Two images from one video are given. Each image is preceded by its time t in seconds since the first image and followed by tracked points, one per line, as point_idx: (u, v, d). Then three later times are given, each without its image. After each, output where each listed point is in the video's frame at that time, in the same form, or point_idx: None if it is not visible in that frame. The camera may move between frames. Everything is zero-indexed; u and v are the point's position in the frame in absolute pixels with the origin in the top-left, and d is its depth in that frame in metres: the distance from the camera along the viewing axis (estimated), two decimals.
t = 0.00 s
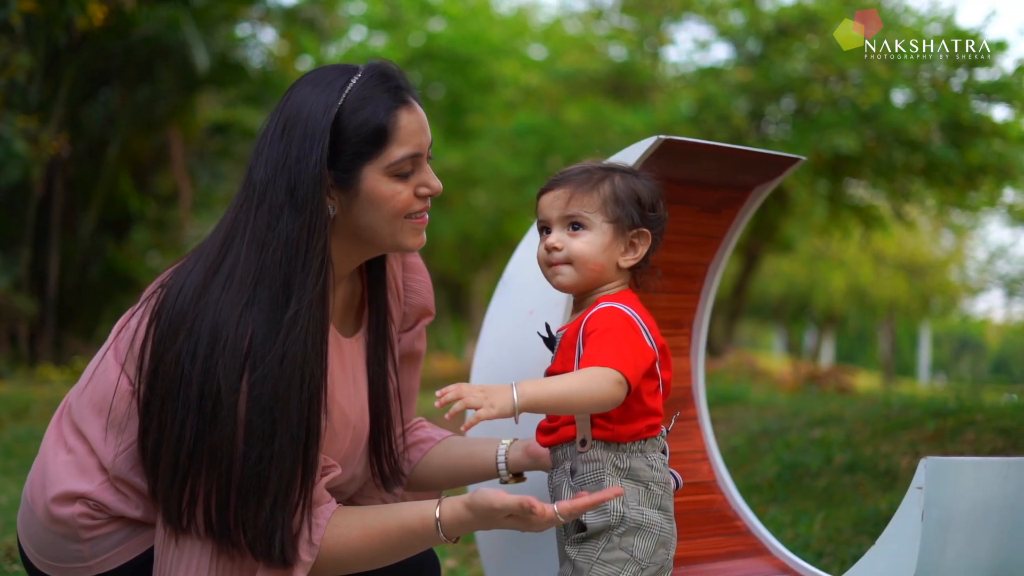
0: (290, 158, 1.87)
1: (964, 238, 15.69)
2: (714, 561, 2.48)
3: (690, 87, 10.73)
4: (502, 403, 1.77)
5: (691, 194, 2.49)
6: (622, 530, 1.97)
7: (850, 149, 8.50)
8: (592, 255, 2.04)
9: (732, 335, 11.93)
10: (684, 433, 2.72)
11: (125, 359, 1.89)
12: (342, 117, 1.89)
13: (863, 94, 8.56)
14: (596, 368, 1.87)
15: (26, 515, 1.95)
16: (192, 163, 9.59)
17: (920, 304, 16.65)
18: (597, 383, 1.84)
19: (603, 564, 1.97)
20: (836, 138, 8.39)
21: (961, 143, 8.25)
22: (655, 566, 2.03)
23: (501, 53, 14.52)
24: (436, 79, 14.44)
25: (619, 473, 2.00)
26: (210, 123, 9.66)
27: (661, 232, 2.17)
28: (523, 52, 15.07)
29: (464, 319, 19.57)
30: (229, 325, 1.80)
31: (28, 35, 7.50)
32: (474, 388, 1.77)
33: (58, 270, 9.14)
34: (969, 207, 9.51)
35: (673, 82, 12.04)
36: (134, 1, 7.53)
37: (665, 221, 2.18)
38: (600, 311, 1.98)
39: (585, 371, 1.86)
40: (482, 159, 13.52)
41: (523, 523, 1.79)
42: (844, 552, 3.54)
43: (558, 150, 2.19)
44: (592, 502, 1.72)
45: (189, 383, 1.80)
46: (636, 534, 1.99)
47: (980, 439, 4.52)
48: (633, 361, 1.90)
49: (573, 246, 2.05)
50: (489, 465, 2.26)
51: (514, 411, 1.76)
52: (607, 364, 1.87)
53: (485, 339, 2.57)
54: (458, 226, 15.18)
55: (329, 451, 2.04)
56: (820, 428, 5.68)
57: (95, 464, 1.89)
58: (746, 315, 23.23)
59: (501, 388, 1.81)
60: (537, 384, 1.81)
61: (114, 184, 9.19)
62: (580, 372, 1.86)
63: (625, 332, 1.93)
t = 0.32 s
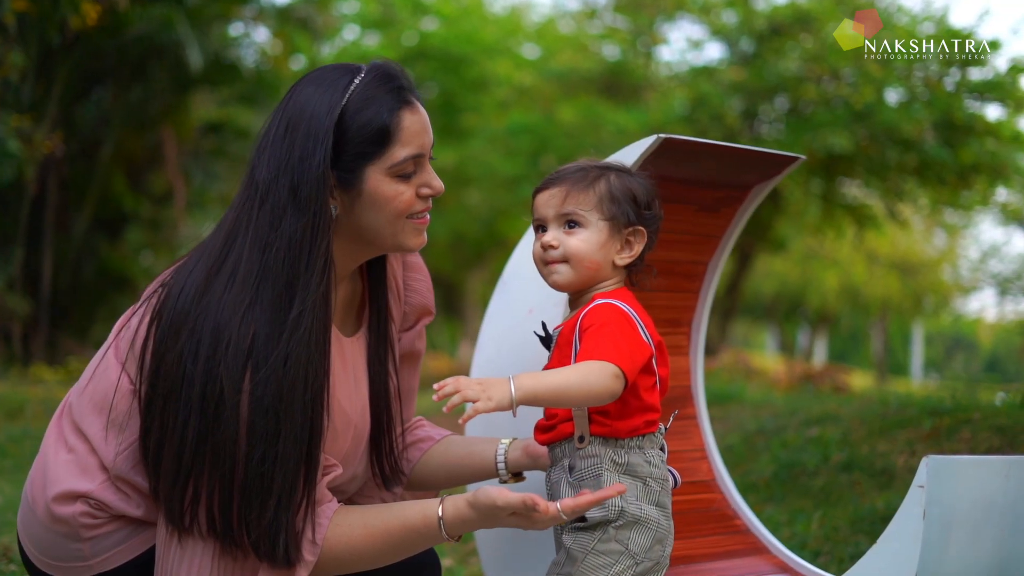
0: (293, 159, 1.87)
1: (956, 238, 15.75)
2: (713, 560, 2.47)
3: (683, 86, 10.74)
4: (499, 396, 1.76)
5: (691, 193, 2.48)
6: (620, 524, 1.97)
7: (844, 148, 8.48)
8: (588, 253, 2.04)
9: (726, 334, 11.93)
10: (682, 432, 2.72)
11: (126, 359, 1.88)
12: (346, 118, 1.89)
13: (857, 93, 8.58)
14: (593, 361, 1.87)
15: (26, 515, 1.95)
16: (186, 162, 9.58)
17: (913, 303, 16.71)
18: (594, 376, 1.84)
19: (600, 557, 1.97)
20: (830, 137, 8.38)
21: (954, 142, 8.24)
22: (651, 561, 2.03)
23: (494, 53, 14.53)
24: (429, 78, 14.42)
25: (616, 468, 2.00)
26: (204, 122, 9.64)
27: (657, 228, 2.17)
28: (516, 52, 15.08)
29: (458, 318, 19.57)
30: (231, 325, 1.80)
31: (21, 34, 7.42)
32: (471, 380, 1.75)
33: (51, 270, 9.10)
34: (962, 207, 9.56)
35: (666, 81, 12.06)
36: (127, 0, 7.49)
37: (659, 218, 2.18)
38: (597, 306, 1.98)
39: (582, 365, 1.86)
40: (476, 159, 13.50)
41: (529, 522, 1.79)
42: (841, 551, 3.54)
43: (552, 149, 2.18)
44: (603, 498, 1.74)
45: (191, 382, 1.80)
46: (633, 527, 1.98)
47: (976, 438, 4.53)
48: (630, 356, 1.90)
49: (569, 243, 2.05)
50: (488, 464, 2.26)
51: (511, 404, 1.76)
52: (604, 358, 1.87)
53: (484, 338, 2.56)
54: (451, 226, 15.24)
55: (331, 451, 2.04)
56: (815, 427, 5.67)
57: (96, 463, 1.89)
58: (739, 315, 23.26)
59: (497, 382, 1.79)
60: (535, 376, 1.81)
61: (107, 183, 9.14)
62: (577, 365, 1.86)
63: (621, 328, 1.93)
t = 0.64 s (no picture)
0: (297, 158, 1.86)
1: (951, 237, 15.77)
2: (711, 560, 2.47)
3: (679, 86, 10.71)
4: (498, 389, 1.76)
5: (692, 193, 2.48)
6: (620, 519, 1.97)
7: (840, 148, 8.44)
8: (585, 251, 2.04)
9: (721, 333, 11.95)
10: (682, 432, 2.71)
11: (127, 358, 1.89)
12: (350, 118, 1.89)
13: (852, 92, 8.60)
14: (592, 354, 1.87)
15: (26, 515, 1.94)
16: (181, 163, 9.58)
17: (905, 302, 16.79)
18: (588, 370, 1.84)
19: (600, 550, 1.96)
20: (826, 137, 8.36)
21: (949, 141, 8.27)
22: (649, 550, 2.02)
23: (489, 53, 14.51)
24: (425, 78, 14.43)
25: (617, 464, 2.00)
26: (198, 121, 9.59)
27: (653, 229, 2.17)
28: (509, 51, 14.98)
29: (453, 318, 19.57)
30: (234, 325, 1.79)
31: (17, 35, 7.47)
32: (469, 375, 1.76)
33: (46, 269, 9.09)
34: (956, 207, 9.59)
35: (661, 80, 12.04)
36: None
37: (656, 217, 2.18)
38: (594, 301, 1.98)
39: (576, 359, 1.87)
40: (471, 158, 13.51)
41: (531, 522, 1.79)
42: (838, 552, 3.54)
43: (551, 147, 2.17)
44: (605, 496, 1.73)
45: (194, 382, 1.79)
46: (632, 522, 1.99)
47: (974, 438, 4.54)
48: (626, 350, 1.90)
49: (566, 241, 2.05)
50: (487, 464, 2.26)
51: (507, 399, 1.76)
52: (600, 352, 1.87)
53: (484, 337, 2.56)
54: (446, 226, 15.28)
55: (334, 451, 2.05)
56: (814, 427, 5.68)
57: (97, 463, 1.88)
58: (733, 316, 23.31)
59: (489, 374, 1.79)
60: (531, 370, 1.81)
61: (103, 183, 9.12)
62: (573, 359, 1.87)
63: (618, 322, 1.93)
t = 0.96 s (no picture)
0: (332, 165, 1.84)
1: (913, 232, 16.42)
2: (750, 551, 2.52)
3: (650, 83, 10.73)
4: (389, 382, 1.75)
5: (723, 181, 2.52)
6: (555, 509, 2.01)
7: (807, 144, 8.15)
8: (538, 231, 2.04)
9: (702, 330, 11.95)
10: (712, 424, 2.75)
11: (161, 354, 2.01)
12: (386, 124, 1.86)
13: (821, 91, 8.38)
14: (494, 342, 1.86)
15: (63, 508, 2.08)
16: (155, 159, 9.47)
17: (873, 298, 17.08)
18: (490, 356, 1.82)
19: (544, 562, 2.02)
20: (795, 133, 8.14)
21: (917, 139, 8.14)
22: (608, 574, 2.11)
23: (458, 50, 14.52)
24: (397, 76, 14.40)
25: (551, 458, 2.02)
26: (173, 120, 9.49)
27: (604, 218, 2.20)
28: (478, 49, 15.20)
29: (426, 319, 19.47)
30: (264, 336, 1.81)
31: None
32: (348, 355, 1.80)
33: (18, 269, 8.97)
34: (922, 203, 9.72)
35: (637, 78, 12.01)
36: None
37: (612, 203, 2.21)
38: (525, 286, 1.97)
39: (484, 344, 1.85)
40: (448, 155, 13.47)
41: (590, 520, 1.82)
42: (847, 544, 3.55)
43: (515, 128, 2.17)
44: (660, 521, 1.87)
45: (229, 386, 1.82)
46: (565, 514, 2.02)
47: (975, 430, 4.55)
48: (543, 336, 1.90)
49: (521, 217, 2.04)
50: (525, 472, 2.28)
51: (399, 389, 1.74)
52: (509, 338, 1.86)
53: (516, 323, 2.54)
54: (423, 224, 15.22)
55: (367, 450, 2.13)
56: (812, 421, 5.68)
57: (132, 456, 2.01)
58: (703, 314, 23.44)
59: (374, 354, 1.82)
60: (427, 360, 1.77)
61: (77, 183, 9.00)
62: (478, 345, 1.84)
63: (542, 308, 1.93)
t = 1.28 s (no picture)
0: (324, 169, 1.90)
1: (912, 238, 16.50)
2: (757, 555, 2.50)
3: (650, 89, 10.75)
4: (341, 361, 1.88)
5: (730, 185, 2.53)
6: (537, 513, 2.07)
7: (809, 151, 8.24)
8: (512, 235, 2.12)
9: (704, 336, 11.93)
10: (721, 429, 2.75)
11: (169, 359, 2.03)
12: (377, 129, 1.92)
13: (821, 96, 8.38)
14: (454, 329, 1.93)
15: (73, 514, 2.10)
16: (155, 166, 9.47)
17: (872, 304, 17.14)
18: (437, 345, 1.88)
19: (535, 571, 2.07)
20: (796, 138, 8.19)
21: (917, 144, 8.16)
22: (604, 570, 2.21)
23: (457, 57, 14.57)
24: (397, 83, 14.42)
25: (531, 462, 2.08)
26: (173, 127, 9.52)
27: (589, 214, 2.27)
28: (478, 56, 15.26)
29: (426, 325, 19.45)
30: (262, 336, 1.88)
31: None
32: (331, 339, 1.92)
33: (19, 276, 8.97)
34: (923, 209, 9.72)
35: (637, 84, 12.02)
36: (95, 3, 7.37)
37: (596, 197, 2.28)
38: (500, 281, 2.04)
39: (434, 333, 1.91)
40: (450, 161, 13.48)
41: (593, 512, 1.97)
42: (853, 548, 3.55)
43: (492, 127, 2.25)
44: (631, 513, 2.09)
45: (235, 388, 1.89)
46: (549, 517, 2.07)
47: (981, 435, 4.54)
48: (503, 327, 1.95)
49: (495, 226, 2.13)
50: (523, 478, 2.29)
51: (349, 369, 1.88)
52: (465, 328, 1.93)
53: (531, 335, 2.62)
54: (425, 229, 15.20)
55: (372, 458, 2.18)
56: (816, 426, 5.67)
57: (140, 461, 2.02)
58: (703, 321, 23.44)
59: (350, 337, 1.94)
60: (379, 346, 1.88)
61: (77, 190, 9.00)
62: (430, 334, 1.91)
63: (507, 302, 1.99)
